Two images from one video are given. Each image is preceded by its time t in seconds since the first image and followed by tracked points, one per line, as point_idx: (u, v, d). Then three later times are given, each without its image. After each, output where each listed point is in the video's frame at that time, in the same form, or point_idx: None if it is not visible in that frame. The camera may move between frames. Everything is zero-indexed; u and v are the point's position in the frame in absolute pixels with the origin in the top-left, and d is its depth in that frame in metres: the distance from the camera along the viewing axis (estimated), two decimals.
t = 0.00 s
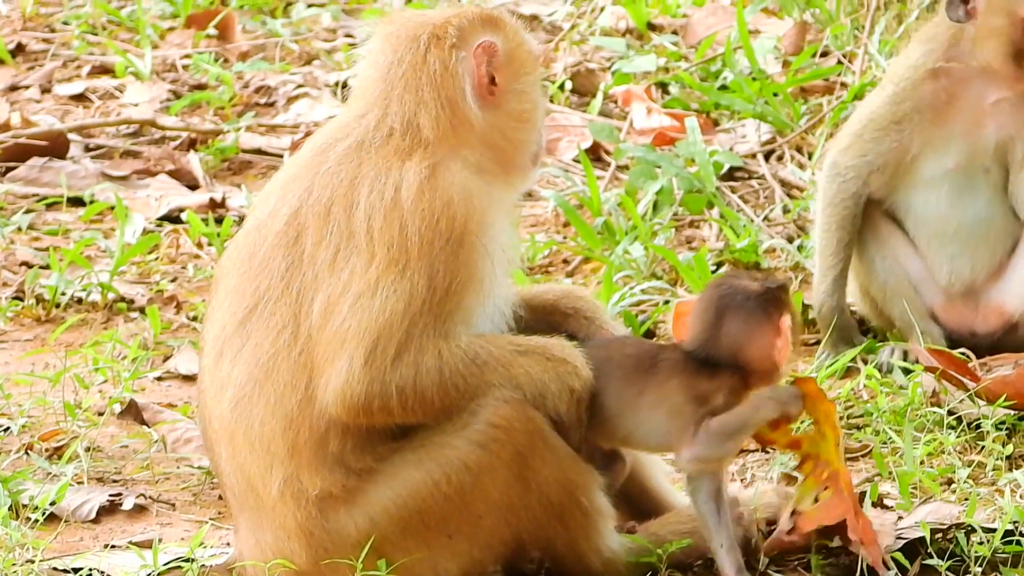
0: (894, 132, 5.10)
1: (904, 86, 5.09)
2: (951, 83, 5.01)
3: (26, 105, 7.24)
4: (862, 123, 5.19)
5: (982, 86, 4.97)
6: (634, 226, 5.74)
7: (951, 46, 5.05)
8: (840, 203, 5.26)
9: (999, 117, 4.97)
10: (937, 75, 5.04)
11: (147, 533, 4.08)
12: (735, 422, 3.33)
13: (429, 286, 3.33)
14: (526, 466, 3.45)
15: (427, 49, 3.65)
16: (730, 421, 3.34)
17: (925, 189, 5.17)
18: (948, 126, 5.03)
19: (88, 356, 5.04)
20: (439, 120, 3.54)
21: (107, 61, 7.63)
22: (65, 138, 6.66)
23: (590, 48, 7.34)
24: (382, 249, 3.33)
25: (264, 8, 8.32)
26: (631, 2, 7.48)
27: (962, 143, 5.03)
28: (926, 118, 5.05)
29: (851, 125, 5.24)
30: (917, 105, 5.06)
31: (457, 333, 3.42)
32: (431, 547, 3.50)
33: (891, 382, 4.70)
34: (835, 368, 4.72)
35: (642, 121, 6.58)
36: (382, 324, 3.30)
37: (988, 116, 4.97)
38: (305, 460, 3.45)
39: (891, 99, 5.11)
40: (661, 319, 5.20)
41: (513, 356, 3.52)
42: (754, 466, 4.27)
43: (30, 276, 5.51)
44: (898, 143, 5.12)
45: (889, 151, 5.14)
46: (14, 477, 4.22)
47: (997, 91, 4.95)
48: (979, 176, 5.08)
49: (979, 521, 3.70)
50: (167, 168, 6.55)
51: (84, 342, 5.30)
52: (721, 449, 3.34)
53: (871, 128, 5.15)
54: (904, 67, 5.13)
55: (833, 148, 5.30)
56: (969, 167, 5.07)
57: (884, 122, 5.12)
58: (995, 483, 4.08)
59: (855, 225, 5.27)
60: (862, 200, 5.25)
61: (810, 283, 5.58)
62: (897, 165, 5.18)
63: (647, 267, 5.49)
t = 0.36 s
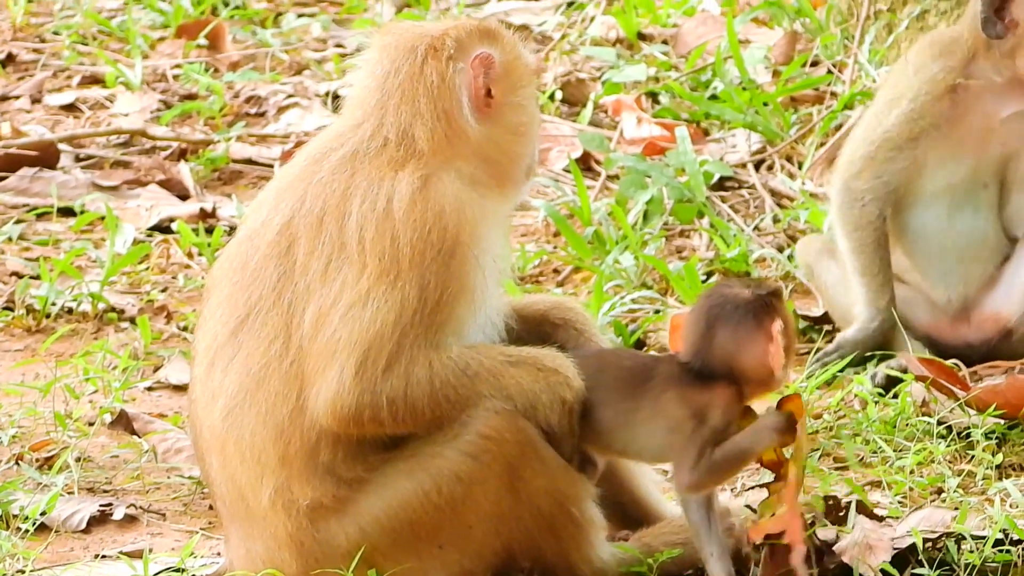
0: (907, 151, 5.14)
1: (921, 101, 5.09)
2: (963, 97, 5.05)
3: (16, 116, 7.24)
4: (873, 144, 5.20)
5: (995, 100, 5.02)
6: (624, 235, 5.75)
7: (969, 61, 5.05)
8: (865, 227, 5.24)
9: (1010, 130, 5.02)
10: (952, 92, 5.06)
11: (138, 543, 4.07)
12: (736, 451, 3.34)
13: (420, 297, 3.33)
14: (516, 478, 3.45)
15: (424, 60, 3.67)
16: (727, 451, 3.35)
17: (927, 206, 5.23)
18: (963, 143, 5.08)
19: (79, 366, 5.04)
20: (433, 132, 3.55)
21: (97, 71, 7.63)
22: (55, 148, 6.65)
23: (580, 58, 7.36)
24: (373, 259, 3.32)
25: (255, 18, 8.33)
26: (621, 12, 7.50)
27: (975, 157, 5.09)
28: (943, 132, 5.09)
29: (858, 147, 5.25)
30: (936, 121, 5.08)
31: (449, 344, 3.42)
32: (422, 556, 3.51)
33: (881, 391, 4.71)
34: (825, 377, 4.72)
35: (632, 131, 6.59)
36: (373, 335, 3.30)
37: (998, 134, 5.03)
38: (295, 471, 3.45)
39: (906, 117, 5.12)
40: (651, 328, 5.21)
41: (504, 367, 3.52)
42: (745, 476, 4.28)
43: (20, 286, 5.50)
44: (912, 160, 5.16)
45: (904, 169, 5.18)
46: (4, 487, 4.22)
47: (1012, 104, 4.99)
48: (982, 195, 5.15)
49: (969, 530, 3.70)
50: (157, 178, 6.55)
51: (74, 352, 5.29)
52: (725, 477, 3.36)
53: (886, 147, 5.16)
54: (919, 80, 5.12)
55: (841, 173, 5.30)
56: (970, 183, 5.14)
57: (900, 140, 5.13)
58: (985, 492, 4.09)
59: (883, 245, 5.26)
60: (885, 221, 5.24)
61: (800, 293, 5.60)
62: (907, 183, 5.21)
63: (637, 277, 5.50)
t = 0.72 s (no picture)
0: (915, 163, 5.18)
1: (925, 109, 5.13)
2: (966, 106, 5.06)
3: (8, 123, 7.23)
4: (882, 158, 5.24)
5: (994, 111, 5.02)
6: (617, 242, 5.76)
7: (971, 72, 5.06)
8: (885, 244, 5.26)
9: (1008, 140, 5.05)
10: (955, 100, 5.08)
11: (131, 550, 4.07)
12: (754, 456, 3.43)
13: (413, 303, 3.33)
14: (509, 484, 3.45)
15: (424, 65, 3.68)
16: (745, 458, 3.43)
17: (924, 215, 5.31)
18: (966, 151, 5.12)
19: (71, 373, 5.04)
20: (430, 137, 3.56)
21: (89, 79, 7.63)
22: (47, 156, 6.65)
23: (572, 65, 7.38)
24: (367, 265, 3.33)
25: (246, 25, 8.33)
26: (612, 19, 7.52)
27: (975, 164, 5.15)
28: (951, 138, 5.11)
29: (867, 165, 5.28)
30: (942, 128, 5.10)
31: (442, 350, 3.42)
32: (415, 562, 3.51)
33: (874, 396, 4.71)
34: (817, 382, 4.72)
35: (624, 138, 6.61)
36: (367, 342, 3.30)
37: (994, 144, 5.06)
38: (288, 478, 3.45)
39: (910, 126, 5.16)
40: (643, 335, 5.22)
41: (497, 373, 3.53)
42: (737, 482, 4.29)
43: (12, 294, 5.50)
44: (923, 169, 5.19)
45: (914, 182, 5.22)
46: None
47: (1013, 117, 4.99)
48: (977, 203, 5.25)
49: (963, 535, 3.71)
50: (149, 186, 6.55)
51: (67, 359, 5.29)
52: (746, 481, 3.45)
53: (898, 158, 5.20)
54: (919, 89, 5.15)
55: (852, 196, 5.32)
56: (965, 191, 5.23)
57: (908, 151, 5.18)
58: (977, 498, 4.10)
59: (908, 261, 5.27)
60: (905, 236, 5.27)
61: (792, 299, 5.61)
62: (917, 196, 5.26)
63: (629, 283, 5.51)
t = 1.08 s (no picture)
0: (910, 174, 5.19)
1: (918, 121, 5.12)
2: (959, 117, 5.07)
3: (3, 129, 7.23)
4: (876, 169, 5.26)
5: (988, 120, 5.03)
6: (611, 248, 5.76)
7: (962, 82, 5.06)
8: (878, 253, 5.30)
9: (1001, 148, 5.05)
10: (949, 110, 5.07)
11: (125, 555, 4.07)
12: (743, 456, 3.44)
13: (409, 310, 3.33)
14: (503, 491, 3.45)
15: (423, 71, 3.69)
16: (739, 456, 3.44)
17: (923, 222, 5.34)
18: (964, 155, 5.11)
19: (66, 379, 5.03)
20: (428, 144, 3.57)
21: (85, 85, 7.63)
22: (42, 162, 6.65)
23: (567, 72, 7.39)
24: (363, 272, 3.33)
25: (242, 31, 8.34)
26: (608, 26, 7.53)
27: (975, 169, 5.14)
28: (945, 149, 5.11)
29: (862, 174, 5.30)
30: (937, 139, 5.10)
31: (438, 357, 3.43)
32: (408, 569, 3.51)
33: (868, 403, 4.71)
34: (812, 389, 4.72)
35: (619, 144, 6.61)
36: (363, 349, 3.30)
37: (994, 149, 5.06)
38: (282, 484, 3.45)
39: (905, 137, 5.16)
40: (638, 341, 5.23)
41: (493, 381, 3.53)
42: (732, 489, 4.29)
43: (7, 299, 5.49)
44: (918, 181, 5.21)
45: (910, 192, 5.23)
46: None
47: (1004, 127, 4.99)
48: (978, 207, 5.25)
49: (957, 542, 3.70)
50: (145, 192, 6.55)
51: (62, 365, 5.29)
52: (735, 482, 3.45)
53: (893, 169, 5.21)
54: (915, 99, 5.14)
55: (847, 205, 5.36)
56: (966, 197, 5.23)
57: (902, 162, 5.19)
58: (972, 504, 4.10)
59: (900, 270, 5.31)
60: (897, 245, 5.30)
61: (787, 306, 5.61)
62: (914, 204, 5.28)
63: (624, 290, 5.52)
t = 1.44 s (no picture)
0: (903, 182, 5.19)
1: (909, 129, 5.13)
2: (949, 127, 5.09)
3: None
4: (869, 176, 5.26)
5: (979, 131, 5.07)
6: (608, 252, 5.77)
7: (955, 91, 5.08)
8: (871, 260, 5.30)
9: (990, 158, 5.11)
10: (941, 119, 5.09)
11: (121, 557, 4.07)
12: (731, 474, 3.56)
13: (407, 312, 3.33)
14: (499, 494, 3.46)
15: (420, 73, 3.69)
16: (727, 475, 3.55)
17: (916, 228, 5.35)
18: (954, 164, 5.14)
19: (62, 381, 5.03)
20: (425, 146, 3.57)
21: (81, 87, 7.63)
22: (39, 165, 6.64)
23: (564, 75, 7.40)
24: (361, 274, 3.33)
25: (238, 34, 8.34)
26: (605, 29, 7.54)
27: (966, 177, 5.16)
28: (935, 159, 5.13)
29: (855, 181, 5.30)
30: (928, 148, 5.11)
31: (435, 359, 3.43)
32: (404, 571, 3.51)
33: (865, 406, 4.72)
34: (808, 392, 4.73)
35: (616, 147, 6.62)
36: (360, 350, 3.30)
37: (984, 158, 5.11)
38: (279, 486, 3.44)
39: (896, 145, 5.16)
40: (634, 344, 5.23)
41: (489, 383, 3.53)
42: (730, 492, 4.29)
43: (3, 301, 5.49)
44: (911, 189, 5.21)
45: (903, 201, 5.24)
46: None
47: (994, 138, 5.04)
48: (970, 211, 5.24)
49: (952, 545, 3.70)
50: (141, 194, 6.55)
51: (58, 367, 5.29)
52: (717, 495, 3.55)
53: (885, 178, 5.21)
54: (907, 106, 5.14)
55: (840, 212, 5.37)
56: (959, 201, 5.23)
57: (894, 170, 5.19)
58: (968, 508, 4.10)
59: (893, 275, 5.30)
60: (890, 252, 5.30)
61: (784, 309, 5.62)
62: (907, 212, 5.28)
63: (621, 293, 5.52)
